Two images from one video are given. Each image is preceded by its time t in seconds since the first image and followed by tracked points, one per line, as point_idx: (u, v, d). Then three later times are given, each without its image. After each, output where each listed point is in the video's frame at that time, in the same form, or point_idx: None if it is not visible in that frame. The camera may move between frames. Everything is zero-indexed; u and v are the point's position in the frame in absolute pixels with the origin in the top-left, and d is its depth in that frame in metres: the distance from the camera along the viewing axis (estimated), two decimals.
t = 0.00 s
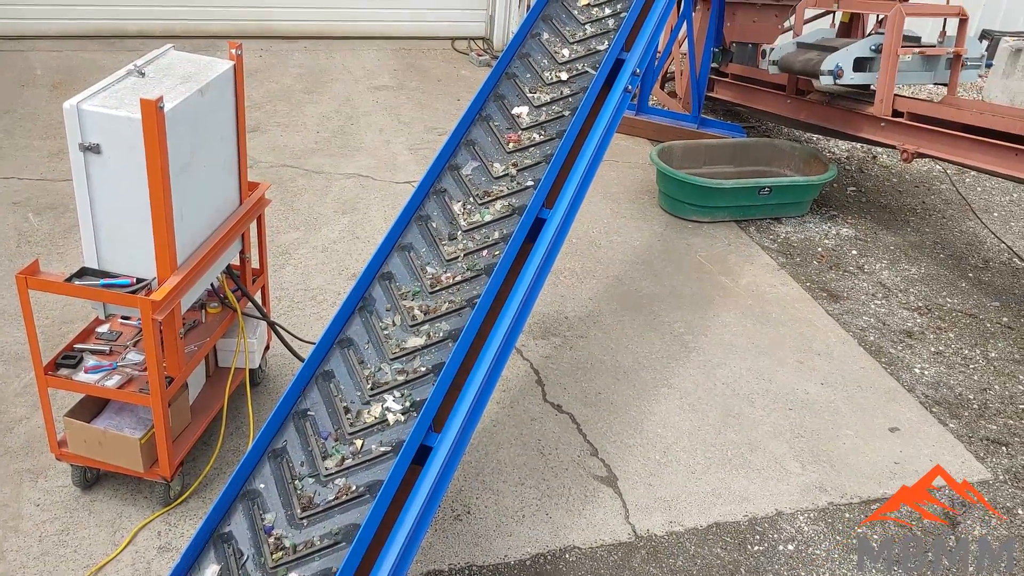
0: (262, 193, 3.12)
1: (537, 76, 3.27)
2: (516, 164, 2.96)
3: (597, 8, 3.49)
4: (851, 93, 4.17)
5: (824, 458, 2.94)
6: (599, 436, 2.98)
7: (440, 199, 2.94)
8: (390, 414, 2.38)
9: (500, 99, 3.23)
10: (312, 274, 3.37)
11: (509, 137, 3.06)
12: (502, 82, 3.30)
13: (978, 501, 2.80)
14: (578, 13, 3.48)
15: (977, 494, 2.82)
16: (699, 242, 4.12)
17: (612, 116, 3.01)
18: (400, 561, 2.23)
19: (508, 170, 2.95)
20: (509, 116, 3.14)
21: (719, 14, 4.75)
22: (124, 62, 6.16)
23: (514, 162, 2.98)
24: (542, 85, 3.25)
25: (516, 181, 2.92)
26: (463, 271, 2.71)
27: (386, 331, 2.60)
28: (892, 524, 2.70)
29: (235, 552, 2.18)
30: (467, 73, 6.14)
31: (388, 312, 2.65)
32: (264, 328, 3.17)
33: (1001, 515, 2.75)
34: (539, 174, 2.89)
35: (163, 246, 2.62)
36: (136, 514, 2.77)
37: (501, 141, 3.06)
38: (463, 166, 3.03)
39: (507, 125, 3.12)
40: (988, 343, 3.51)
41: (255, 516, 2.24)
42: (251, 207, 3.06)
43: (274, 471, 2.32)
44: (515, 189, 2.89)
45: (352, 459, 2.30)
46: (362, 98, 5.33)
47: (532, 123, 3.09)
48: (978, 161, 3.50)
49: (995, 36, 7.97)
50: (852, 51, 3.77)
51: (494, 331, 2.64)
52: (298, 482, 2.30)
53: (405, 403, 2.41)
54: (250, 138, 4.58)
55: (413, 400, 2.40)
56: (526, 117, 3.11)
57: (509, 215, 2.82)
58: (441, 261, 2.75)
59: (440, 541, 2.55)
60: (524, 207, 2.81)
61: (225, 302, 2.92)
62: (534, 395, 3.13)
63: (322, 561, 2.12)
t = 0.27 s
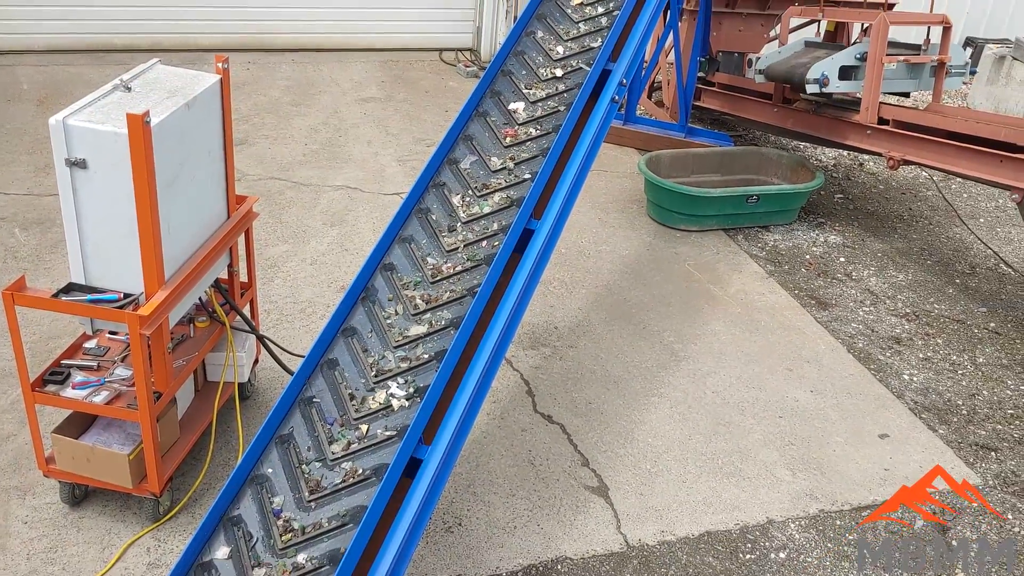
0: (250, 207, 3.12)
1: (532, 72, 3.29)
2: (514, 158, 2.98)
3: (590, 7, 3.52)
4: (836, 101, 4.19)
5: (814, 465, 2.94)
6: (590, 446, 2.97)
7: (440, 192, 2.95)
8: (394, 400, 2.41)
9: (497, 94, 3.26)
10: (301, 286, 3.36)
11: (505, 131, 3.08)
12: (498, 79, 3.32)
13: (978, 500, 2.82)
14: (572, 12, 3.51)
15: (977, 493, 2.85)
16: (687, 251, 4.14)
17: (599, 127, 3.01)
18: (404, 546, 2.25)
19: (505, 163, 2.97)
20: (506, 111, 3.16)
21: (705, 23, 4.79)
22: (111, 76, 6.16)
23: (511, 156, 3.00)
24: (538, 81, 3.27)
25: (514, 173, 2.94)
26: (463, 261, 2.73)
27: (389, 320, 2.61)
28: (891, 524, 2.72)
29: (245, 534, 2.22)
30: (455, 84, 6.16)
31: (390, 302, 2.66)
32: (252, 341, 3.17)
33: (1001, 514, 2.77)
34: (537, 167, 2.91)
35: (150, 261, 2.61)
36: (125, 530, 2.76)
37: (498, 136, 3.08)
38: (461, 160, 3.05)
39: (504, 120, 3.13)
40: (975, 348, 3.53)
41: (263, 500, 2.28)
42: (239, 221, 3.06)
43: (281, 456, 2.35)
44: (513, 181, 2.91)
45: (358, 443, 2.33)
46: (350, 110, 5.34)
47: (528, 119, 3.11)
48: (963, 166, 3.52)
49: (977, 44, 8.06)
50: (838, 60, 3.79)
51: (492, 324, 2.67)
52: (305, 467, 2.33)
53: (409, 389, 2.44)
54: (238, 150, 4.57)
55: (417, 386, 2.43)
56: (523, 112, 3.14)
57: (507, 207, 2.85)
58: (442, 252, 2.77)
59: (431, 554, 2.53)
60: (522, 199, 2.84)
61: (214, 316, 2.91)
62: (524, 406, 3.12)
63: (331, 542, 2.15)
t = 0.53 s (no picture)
0: (238, 226, 3.13)
1: (527, 77, 3.37)
2: (511, 159, 3.05)
3: (583, 14, 3.59)
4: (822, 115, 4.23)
5: (805, 479, 2.94)
6: (580, 463, 2.96)
7: (439, 193, 3.02)
8: (398, 392, 2.46)
9: (493, 98, 3.33)
10: (290, 304, 3.36)
11: (502, 134, 3.15)
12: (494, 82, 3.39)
13: (978, 500, 2.87)
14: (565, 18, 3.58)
15: (977, 493, 2.90)
16: (676, 265, 4.15)
17: (587, 143, 3.02)
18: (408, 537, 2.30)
19: (503, 164, 3.04)
20: (502, 114, 3.23)
21: (692, 38, 4.85)
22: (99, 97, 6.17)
23: (508, 157, 3.07)
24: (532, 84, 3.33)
25: (511, 174, 3.00)
26: (463, 258, 2.78)
27: (392, 316, 2.67)
28: (891, 522, 2.77)
29: (254, 523, 2.28)
30: (443, 101, 6.22)
31: (392, 298, 2.72)
32: (241, 361, 3.16)
33: (1000, 514, 2.82)
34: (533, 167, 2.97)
35: (137, 282, 2.59)
36: (113, 553, 2.73)
37: (495, 138, 3.14)
38: (459, 161, 3.11)
39: (500, 122, 3.20)
40: (963, 360, 3.55)
41: (271, 490, 2.34)
42: (227, 240, 3.06)
43: (288, 449, 2.41)
44: (511, 181, 2.97)
45: (363, 435, 2.38)
46: (338, 127, 5.38)
47: (524, 122, 3.18)
48: (949, 181, 3.53)
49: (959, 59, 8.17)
50: (823, 75, 3.84)
51: (492, 319, 2.70)
52: (311, 458, 2.38)
53: (412, 382, 2.49)
54: (226, 169, 4.58)
55: (421, 379, 2.48)
56: (519, 114, 3.21)
57: (505, 206, 2.91)
58: (442, 249, 2.83)
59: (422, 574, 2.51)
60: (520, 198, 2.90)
61: (202, 336, 2.90)
62: (515, 423, 3.12)
63: (338, 531, 2.21)
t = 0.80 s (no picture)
0: (226, 254, 3.14)
1: (522, 90, 3.43)
2: (508, 169, 3.10)
3: (574, 30, 3.67)
4: (808, 138, 4.27)
5: (796, 503, 2.91)
6: (571, 488, 2.93)
7: (437, 202, 3.08)
8: (400, 395, 2.49)
9: (489, 112, 3.40)
10: (278, 332, 3.36)
11: (498, 145, 3.20)
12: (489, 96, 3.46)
13: (978, 500, 2.94)
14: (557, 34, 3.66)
15: (977, 493, 2.97)
16: (664, 289, 4.17)
17: (575, 167, 3.04)
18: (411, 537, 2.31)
19: (500, 174, 3.08)
20: (498, 125, 3.28)
21: (678, 63, 4.92)
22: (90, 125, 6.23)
23: (504, 167, 3.12)
24: (527, 98, 3.40)
25: (508, 183, 3.05)
26: (462, 265, 2.83)
27: (393, 321, 2.72)
28: (891, 519, 2.85)
29: (261, 523, 2.30)
30: (432, 127, 6.35)
31: (393, 304, 2.77)
32: (230, 389, 3.15)
33: (1000, 513, 2.89)
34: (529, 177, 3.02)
35: (125, 312, 2.57)
36: None
37: (492, 149, 3.20)
38: (456, 172, 3.17)
39: (496, 134, 3.26)
40: (952, 382, 3.56)
41: (277, 491, 2.36)
42: (215, 269, 3.06)
43: (293, 449, 2.44)
44: (507, 191, 3.02)
45: (367, 435, 2.41)
46: (327, 154, 5.46)
47: (519, 133, 3.24)
48: (934, 203, 3.55)
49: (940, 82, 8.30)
50: (808, 99, 3.85)
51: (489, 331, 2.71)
52: (316, 459, 2.40)
53: (414, 384, 2.52)
54: (215, 197, 4.60)
55: (423, 381, 2.52)
56: (514, 126, 3.27)
57: (503, 214, 2.95)
58: (441, 256, 2.88)
59: None
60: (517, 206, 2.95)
61: (191, 365, 2.89)
62: (505, 449, 3.09)
63: (344, 528, 2.23)
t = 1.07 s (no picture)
0: (216, 283, 3.14)
1: (517, 104, 3.47)
2: (505, 180, 3.12)
3: (568, 45, 3.71)
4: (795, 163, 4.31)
5: (788, 527, 2.89)
6: (562, 515, 2.90)
7: (436, 213, 3.11)
8: (402, 399, 2.53)
9: (485, 125, 3.44)
10: (268, 360, 3.37)
11: (495, 157, 3.24)
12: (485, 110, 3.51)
13: (979, 500, 3.03)
14: (551, 50, 3.71)
15: (978, 493, 3.06)
16: (654, 314, 4.18)
17: (564, 194, 3.05)
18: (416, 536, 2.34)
19: (497, 185, 3.11)
20: (495, 138, 3.33)
21: (665, 89, 4.98)
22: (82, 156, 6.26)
23: (501, 177, 3.16)
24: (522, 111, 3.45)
25: (504, 194, 3.08)
26: (461, 273, 2.86)
27: (394, 328, 2.75)
28: (894, 517, 2.94)
29: (267, 523, 2.34)
30: (420, 154, 6.42)
31: (393, 311, 2.80)
32: (219, 419, 3.14)
33: (1000, 512, 2.97)
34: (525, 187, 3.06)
35: (113, 344, 2.55)
36: None
37: (489, 161, 3.24)
38: (454, 183, 3.20)
39: (493, 146, 3.30)
40: (942, 404, 3.57)
41: (283, 493, 2.40)
42: (203, 298, 3.05)
43: (298, 453, 2.48)
44: (504, 202, 3.04)
45: (370, 438, 2.45)
46: (316, 182, 5.51)
47: (515, 145, 3.27)
48: (920, 227, 3.59)
49: (924, 106, 8.45)
50: (793, 124, 3.89)
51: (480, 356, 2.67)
52: (321, 461, 2.44)
53: (416, 388, 2.56)
54: (204, 226, 4.63)
55: (424, 385, 2.56)
56: (510, 138, 3.31)
57: (500, 224, 2.99)
58: (440, 265, 2.91)
59: None
60: (514, 216, 2.98)
61: (179, 395, 2.88)
62: (496, 476, 3.07)
63: (350, 528, 2.26)
